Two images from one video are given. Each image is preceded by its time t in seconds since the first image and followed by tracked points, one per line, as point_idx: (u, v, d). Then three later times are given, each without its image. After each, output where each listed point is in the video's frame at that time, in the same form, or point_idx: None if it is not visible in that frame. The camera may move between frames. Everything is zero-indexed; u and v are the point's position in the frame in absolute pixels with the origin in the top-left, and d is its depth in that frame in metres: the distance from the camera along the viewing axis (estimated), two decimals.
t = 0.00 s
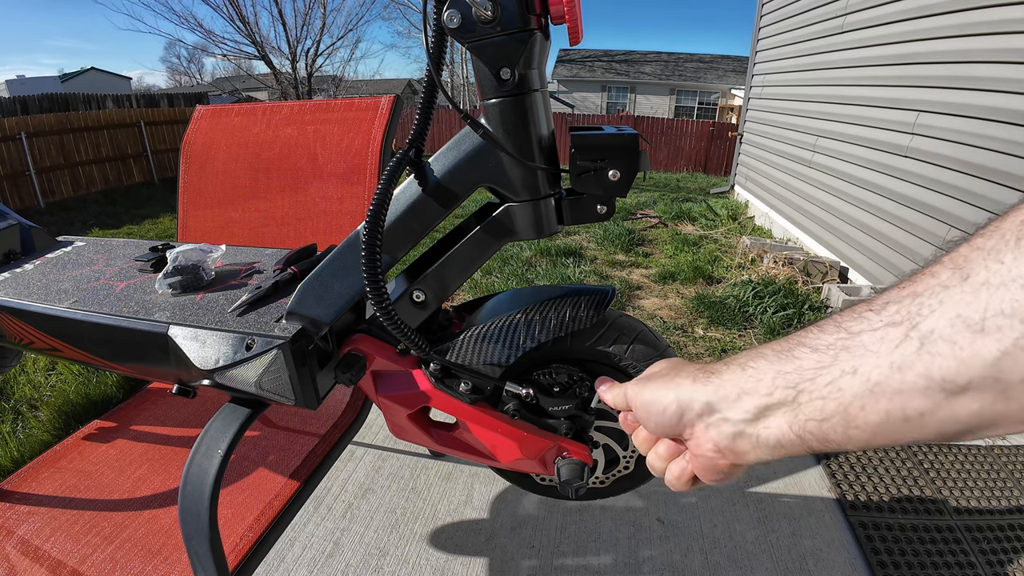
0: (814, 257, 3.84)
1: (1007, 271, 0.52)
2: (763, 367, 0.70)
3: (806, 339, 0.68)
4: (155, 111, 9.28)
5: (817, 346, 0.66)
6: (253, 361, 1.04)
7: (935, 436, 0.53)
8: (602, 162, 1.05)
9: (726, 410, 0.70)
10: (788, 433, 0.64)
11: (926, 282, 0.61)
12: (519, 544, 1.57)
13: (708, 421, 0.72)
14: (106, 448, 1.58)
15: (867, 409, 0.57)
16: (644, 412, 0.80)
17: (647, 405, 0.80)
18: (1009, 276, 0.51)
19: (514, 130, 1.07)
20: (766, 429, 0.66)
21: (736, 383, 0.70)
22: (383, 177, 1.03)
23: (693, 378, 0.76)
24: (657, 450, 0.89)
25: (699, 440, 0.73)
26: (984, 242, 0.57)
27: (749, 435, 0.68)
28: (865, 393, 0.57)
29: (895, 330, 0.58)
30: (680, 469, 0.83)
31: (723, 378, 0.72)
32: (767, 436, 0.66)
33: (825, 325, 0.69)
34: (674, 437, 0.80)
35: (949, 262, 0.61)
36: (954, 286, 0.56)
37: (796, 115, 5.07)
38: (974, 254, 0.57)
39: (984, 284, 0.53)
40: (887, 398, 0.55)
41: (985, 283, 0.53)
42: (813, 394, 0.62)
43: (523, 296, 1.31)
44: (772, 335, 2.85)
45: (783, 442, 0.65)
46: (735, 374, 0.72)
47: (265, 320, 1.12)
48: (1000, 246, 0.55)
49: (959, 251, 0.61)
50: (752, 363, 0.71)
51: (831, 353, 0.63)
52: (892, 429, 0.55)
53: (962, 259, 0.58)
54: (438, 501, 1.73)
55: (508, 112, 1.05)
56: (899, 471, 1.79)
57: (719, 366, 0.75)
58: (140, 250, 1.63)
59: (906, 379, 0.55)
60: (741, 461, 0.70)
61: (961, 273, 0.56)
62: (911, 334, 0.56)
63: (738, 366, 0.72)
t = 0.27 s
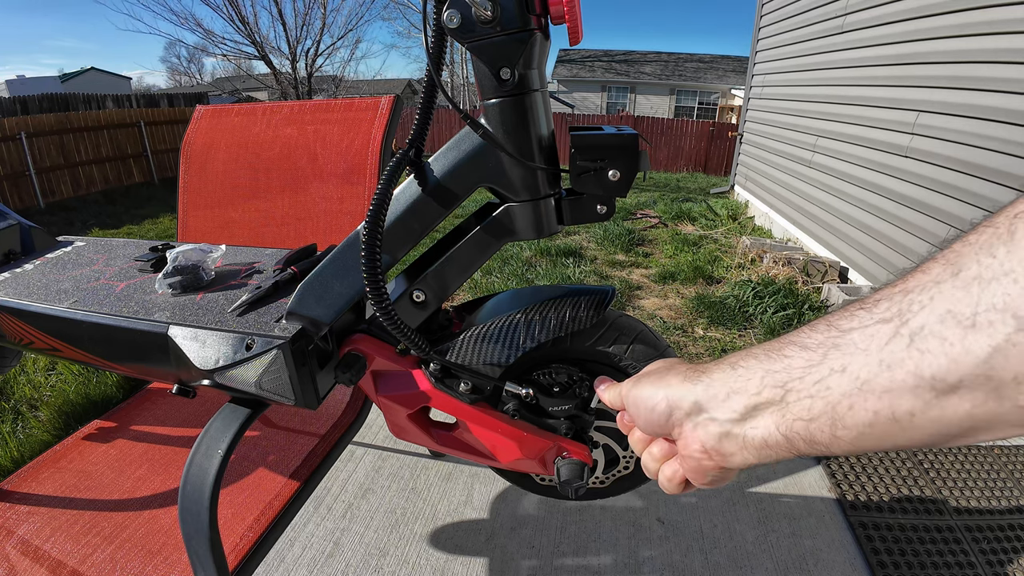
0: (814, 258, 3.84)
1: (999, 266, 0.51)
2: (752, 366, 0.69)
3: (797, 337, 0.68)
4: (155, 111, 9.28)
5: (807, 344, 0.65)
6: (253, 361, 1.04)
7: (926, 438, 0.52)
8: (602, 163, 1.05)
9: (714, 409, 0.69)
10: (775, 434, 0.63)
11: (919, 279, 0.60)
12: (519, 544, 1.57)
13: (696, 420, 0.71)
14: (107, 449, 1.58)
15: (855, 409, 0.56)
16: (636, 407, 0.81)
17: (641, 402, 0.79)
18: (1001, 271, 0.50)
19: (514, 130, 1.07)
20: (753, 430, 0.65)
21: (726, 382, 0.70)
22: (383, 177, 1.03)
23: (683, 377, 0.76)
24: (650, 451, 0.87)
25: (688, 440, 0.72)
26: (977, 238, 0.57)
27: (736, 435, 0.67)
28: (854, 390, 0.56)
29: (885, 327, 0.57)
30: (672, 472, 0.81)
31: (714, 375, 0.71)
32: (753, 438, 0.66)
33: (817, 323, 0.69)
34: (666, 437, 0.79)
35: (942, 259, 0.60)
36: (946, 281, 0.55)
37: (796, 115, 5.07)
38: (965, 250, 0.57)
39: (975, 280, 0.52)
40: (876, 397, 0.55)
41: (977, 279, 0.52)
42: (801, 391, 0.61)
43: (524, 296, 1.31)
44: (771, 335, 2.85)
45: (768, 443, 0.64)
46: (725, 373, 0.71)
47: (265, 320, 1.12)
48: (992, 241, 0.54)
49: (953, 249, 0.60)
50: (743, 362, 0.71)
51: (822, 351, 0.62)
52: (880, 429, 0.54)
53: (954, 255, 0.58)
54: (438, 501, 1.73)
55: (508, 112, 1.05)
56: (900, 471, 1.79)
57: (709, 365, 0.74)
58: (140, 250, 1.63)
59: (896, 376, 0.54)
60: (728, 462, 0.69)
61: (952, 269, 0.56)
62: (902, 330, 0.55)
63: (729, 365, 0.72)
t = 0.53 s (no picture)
0: (814, 258, 3.84)
1: (996, 264, 0.51)
2: (748, 363, 0.69)
3: (792, 335, 0.68)
4: (155, 111, 9.28)
5: (802, 342, 0.65)
6: (253, 360, 1.04)
7: (920, 438, 0.52)
8: (602, 163, 1.05)
9: (708, 406, 0.68)
10: (768, 431, 0.63)
11: (916, 277, 0.60)
12: (519, 544, 1.57)
13: (690, 417, 0.70)
14: (107, 449, 1.58)
15: (848, 407, 0.56)
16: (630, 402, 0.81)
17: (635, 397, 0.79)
18: (997, 269, 0.50)
19: (513, 130, 1.07)
20: (746, 428, 0.64)
21: (721, 379, 0.69)
22: (383, 177, 1.03)
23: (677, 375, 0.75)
24: (646, 450, 0.87)
25: (681, 437, 0.72)
26: (975, 235, 0.57)
27: (728, 432, 0.66)
28: (847, 388, 0.56)
29: (881, 324, 0.57)
30: (668, 472, 0.81)
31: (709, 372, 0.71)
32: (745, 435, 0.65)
33: (813, 322, 0.69)
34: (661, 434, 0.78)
35: (940, 258, 0.60)
36: (942, 279, 0.55)
37: (796, 115, 5.07)
38: (963, 249, 0.57)
39: (971, 277, 0.52)
40: (869, 395, 0.54)
41: (974, 276, 0.52)
42: (795, 388, 0.61)
43: (524, 296, 1.31)
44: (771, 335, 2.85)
45: (760, 441, 0.63)
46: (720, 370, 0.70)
47: (265, 320, 1.12)
48: (990, 238, 0.54)
49: (951, 248, 0.60)
50: (739, 359, 0.70)
51: (817, 349, 0.62)
52: (874, 428, 0.54)
53: (953, 254, 0.58)
54: (438, 502, 1.73)
55: (508, 113, 1.05)
56: (900, 471, 1.79)
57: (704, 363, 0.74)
58: (140, 250, 1.63)
59: (889, 374, 0.53)
60: (720, 461, 0.68)
61: (949, 267, 0.56)
62: (898, 327, 0.55)
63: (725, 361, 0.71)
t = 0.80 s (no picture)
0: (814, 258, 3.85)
1: (991, 260, 0.51)
2: (743, 360, 0.69)
3: (788, 333, 0.68)
4: (155, 111, 9.28)
5: (797, 339, 0.65)
6: (253, 361, 1.04)
7: (915, 436, 0.52)
8: (602, 163, 1.05)
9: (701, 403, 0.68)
10: (760, 429, 0.63)
11: (912, 274, 0.60)
12: (519, 544, 1.57)
13: (684, 413, 0.71)
14: (107, 449, 1.58)
15: (841, 404, 0.56)
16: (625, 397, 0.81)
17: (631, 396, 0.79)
18: (992, 265, 0.50)
19: (513, 130, 1.07)
20: (738, 425, 0.65)
21: (715, 376, 0.70)
22: (383, 177, 1.03)
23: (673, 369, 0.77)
24: (643, 450, 0.87)
25: (674, 434, 0.72)
26: (972, 232, 0.57)
27: (720, 430, 0.67)
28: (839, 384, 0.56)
29: (876, 321, 0.57)
30: (664, 472, 0.81)
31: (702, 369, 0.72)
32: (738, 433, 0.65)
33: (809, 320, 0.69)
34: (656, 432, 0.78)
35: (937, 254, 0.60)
36: (938, 275, 0.55)
37: (796, 116, 5.07)
38: (959, 246, 0.57)
39: (967, 273, 0.52)
40: (863, 392, 0.54)
41: (970, 272, 0.52)
42: (788, 385, 0.62)
43: (524, 296, 1.31)
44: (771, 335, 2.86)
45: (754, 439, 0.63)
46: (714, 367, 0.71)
47: (265, 320, 1.12)
48: (986, 235, 0.54)
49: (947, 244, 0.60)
50: (735, 357, 0.70)
51: (812, 345, 0.62)
52: (867, 426, 0.54)
53: (949, 251, 0.58)
54: (438, 502, 1.73)
55: (508, 113, 1.05)
56: (899, 471, 1.79)
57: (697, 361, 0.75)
58: (140, 250, 1.63)
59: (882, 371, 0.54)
60: (712, 460, 0.68)
61: (945, 263, 0.56)
62: (893, 324, 0.55)
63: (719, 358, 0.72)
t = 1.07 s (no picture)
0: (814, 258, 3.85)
1: (987, 255, 0.51)
2: (742, 357, 0.69)
3: (786, 330, 0.67)
4: (155, 111, 9.28)
5: (795, 336, 0.65)
6: (253, 360, 1.04)
7: (911, 431, 0.51)
8: (602, 163, 1.05)
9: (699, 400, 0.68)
10: (756, 425, 0.63)
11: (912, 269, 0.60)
12: (519, 544, 1.57)
13: (682, 410, 0.71)
14: (107, 449, 1.58)
15: (838, 400, 0.55)
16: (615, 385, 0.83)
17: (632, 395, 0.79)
18: (988, 259, 0.50)
19: (513, 130, 1.07)
20: (736, 421, 0.65)
21: (713, 373, 0.70)
22: (384, 177, 1.03)
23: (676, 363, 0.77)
24: (642, 450, 0.86)
25: (671, 432, 0.72)
26: (969, 228, 0.56)
27: (717, 426, 0.66)
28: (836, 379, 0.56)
29: (874, 317, 0.57)
30: (662, 472, 0.81)
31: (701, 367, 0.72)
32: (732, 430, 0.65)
33: (808, 317, 0.68)
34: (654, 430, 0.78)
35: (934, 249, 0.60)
36: (936, 271, 0.55)
37: (796, 116, 5.07)
38: (957, 242, 0.56)
39: (965, 269, 0.52)
40: (860, 387, 0.54)
41: (967, 267, 0.52)
42: (786, 381, 0.62)
43: (524, 296, 1.31)
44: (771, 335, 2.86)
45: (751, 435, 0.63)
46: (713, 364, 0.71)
47: (265, 320, 1.12)
48: (983, 230, 0.54)
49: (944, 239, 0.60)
50: (733, 354, 0.70)
51: (810, 341, 0.62)
52: (864, 422, 0.53)
53: (946, 247, 0.57)
54: (438, 502, 1.73)
55: (507, 113, 1.05)
56: (900, 471, 1.79)
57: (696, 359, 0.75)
58: (140, 250, 1.63)
59: (879, 366, 0.53)
60: (709, 457, 0.68)
61: (943, 258, 0.56)
62: (890, 320, 0.55)
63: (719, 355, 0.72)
